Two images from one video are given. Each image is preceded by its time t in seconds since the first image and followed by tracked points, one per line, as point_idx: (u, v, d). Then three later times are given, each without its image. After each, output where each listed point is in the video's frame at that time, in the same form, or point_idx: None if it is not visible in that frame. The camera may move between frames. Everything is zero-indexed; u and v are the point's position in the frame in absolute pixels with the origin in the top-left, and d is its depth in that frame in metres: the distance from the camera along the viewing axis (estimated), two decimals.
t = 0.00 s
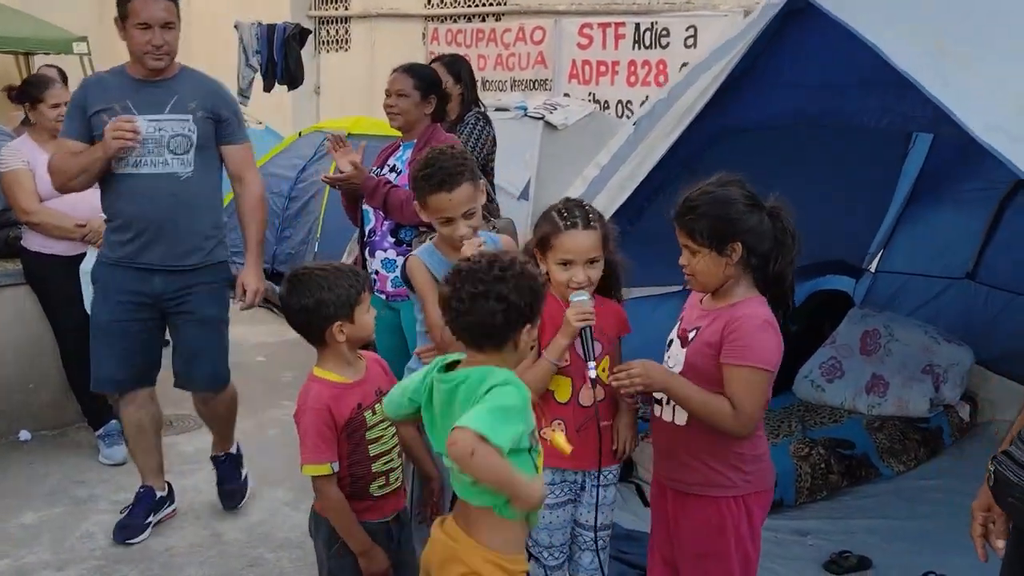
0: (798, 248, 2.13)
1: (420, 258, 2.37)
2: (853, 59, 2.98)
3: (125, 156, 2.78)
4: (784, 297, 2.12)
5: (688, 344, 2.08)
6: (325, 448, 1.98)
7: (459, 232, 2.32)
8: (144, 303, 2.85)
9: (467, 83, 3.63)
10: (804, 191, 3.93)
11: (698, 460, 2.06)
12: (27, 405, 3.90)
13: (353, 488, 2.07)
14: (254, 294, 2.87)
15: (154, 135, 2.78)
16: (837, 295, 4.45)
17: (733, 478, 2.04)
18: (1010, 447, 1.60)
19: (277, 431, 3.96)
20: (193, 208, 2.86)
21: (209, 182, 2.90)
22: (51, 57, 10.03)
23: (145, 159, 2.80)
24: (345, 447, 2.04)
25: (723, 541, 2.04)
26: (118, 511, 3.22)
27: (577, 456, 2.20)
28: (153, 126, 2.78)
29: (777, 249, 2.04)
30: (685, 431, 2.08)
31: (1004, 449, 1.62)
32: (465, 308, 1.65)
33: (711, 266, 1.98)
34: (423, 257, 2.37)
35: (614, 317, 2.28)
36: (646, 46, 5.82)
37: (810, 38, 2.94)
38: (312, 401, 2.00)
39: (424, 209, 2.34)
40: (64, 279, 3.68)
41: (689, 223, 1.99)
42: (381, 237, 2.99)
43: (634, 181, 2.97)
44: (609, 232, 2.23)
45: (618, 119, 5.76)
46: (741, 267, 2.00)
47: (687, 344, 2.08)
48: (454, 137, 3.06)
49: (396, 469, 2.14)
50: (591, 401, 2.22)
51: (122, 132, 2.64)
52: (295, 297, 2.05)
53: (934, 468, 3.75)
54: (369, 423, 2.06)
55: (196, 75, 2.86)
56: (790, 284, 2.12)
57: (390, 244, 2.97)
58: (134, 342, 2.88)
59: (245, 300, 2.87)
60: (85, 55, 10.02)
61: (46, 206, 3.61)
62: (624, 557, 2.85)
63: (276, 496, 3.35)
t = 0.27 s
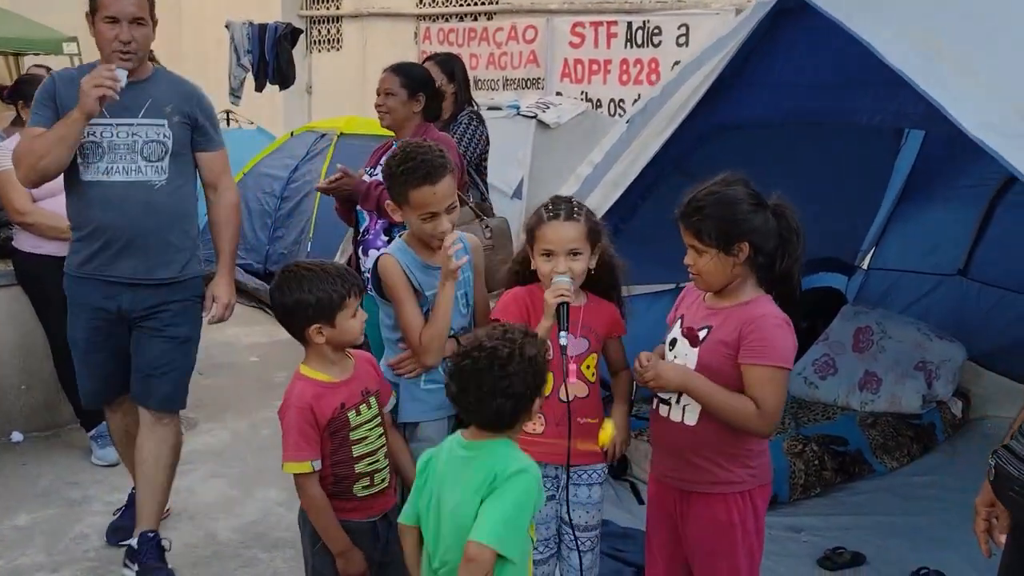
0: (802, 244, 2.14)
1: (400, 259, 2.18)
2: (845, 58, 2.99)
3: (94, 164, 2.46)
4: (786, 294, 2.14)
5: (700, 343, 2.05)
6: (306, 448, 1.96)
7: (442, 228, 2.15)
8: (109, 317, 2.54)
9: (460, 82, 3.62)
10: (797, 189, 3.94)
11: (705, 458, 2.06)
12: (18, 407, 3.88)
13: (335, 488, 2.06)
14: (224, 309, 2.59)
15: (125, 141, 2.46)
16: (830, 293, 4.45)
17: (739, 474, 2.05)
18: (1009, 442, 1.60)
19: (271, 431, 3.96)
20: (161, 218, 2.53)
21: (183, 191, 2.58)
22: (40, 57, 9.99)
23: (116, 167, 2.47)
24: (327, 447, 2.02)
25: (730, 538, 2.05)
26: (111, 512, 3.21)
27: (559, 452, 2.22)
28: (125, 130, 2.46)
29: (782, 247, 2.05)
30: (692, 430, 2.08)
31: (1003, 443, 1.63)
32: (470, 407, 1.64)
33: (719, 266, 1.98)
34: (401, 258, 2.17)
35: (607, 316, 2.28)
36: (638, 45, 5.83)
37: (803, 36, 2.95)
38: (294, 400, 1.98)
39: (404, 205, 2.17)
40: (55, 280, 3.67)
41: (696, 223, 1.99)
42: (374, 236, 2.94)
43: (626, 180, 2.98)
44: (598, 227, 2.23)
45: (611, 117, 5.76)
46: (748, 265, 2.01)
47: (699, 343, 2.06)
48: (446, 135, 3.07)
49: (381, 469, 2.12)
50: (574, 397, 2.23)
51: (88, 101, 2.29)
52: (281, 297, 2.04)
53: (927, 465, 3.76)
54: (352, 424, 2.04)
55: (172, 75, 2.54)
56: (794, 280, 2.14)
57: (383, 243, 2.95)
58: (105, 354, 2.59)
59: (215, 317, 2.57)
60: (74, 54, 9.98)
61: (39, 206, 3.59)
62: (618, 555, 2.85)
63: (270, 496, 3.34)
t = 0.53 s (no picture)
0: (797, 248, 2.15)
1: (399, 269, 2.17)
2: (841, 59, 2.99)
3: (74, 165, 2.33)
4: (781, 297, 2.15)
5: (698, 347, 2.05)
6: (292, 451, 1.96)
7: (436, 232, 2.15)
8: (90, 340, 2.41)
9: (457, 84, 3.62)
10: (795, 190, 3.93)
11: (703, 460, 2.06)
12: (14, 408, 3.87)
13: (323, 492, 2.06)
14: (214, 328, 2.45)
15: (108, 142, 2.33)
16: (826, 294, 4.47)
17: (737, 476, 2.06)
18: (1011, 446, 1.60)
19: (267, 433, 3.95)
20: (149, 231, 2.39)
21: (172, 200, 2.44)
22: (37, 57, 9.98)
23: (98, 168, 2.34)
24: (314, 451, 2.02)
25: (727, 540, 2.04)
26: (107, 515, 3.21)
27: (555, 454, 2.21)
28: (110, 130, 2.33)
29: (780, 251, 2.05)
30: (690, 432, 2.08)
31: (1005, 447, 1.63)
32: (428, 356, 1.57)
33: (720, 269, 1.98)
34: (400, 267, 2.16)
35: (605, 318, 2.28)
36: (635, 46, 5.83)
37: (800, 37, 2.95)
38: (280, 403, 1.97)
39: (398, 212, 2.16)
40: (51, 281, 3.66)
41: (697, 225, 1.99)
42: (370, 237, 2.95)
43: (622, 181, 2.99)
44: (596, 228, 2.23)
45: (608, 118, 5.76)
46: (747, 269, 2.01)
47: (697, 347, 2.05)
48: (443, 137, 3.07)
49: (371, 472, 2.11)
50: (567, 399, 2.22)
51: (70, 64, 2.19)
52: (271, 299, 2.04)
53: (923, 466, 3.75)
54: (340, 427, 2.04)
55: (163, 76, 2.41)
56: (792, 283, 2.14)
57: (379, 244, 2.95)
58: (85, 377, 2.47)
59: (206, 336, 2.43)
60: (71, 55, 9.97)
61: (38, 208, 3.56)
62: (615, 557, 2.85)
63: (267, 498, 3.34)
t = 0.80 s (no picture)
0: (796, 247, 2.14)
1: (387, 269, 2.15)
2: (840, 57, 2.98)
3: (60, 161, 2.22)
4: (780, 295, 2.14)
5: (694, 347, 2.05)
6: (292, 452, 1.95)
7: (433, 233, 2.14)
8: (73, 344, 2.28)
9: (454, 84, 3.62)
10: (794, 189, 3.93)
11: (699, 459, 2.06)
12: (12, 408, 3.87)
13: (322, 493, 2.06)
14: (214, 319, 2.29)
15: (94, 134, 2.23)
16: (827, 295, 4.46)
17: (733, 477, 2.05)
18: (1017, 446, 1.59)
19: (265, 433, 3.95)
20: (137, 226, 2.28)
21: (163, 194, 2.33)
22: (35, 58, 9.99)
23: (85, 163, 2.23)
24: (315, 452, 2.01)
25: (724, 540, 2.04)
26: (104, 515, 3.20)
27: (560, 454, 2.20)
28: (96, 122, 2.23)
29: (778, 250, 2.05)
30: (687, 432, 2.08)
31: (1010, 449, 1.62)
32: (421, 372, 1.66)
33: (716, 268, 1.98)
34: (391, 266, 2.15)
35: (605, 317, 2.28)
36: (634, 45, 5.82)
37: (798, 36, 2.95)
38: (281, 403, 1.96)
39: (395, 210, 2.15)
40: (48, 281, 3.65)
41: (695, 223, 1.99)
42: (367, 236, 2.96)
43: (620, 180, 2.96)
44: (597, 228, 2.23)
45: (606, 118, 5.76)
46: (744, 269, 2.01)
47: (693, 346, 2.05)
48: (441, 137, 3.07)
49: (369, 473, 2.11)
50: (571, 398, 2.22)
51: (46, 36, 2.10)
52: (271, 299, 2.03)
53: (922, 466, 3.75)
54: (340, 427, 2.04)
55: (149, 66, 2.31)
56: (789, 283, 2.13)
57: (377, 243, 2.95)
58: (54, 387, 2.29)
59: (203, 331, 2.28)
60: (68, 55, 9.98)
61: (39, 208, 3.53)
62: (613, 557, 2.85)
63: (265, 498, 3.33)
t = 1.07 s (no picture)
0: (795, 250, 2.14)
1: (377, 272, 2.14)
2: (839, 56, 2.98)
3: (36, 163, 2.12)
4: (780, 297, 2.14)
5: (688, 348, 2.05)
6: (291, 454, 1.95)
7: (428, 236, 2.14)
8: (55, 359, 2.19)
9: (452, 85, 3.62)
10: (793, 189, 3.92)
11: (694, 461, 2.06)
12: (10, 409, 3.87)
13: (321, 495, 2.05)
14: (205, 330, 2.28)
15: (70, 134, 2.12)
16: (825, 295, 4.46)
17: (727, 479, 2.04)
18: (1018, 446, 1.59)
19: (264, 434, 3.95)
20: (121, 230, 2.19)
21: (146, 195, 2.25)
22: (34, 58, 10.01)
23: (63, 165, 2.13)
24: (313, 454, 2.01)
25: (718, 541, 2.04)
26: (103, 515, 3.19)
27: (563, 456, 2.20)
28: (72, 121, 2.13)
29: (777, 253, 2.04)
30: (682, 434, 2.08)
31: (1011, 448, 1.62)
32: (445, 389, 1.56)
33: (712, 270, 1.98)
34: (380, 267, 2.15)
35: (607, 319, 2.28)
36: (633, 45, 5.82)
37: (797, 35, 2.94)
38: (280, 405, 1.96)
39: (390, 211, 2.14)
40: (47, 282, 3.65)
41: (693, 225, 1.98)
42: (366, 237, 2.97)
43: (618, 180, 2.96)
44: (599, 231, 2.23)
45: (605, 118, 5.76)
46: (741, 271, 2.00)
47: (688, 348, 2.05)
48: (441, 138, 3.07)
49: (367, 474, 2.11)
50: (576, 401, 2.21)
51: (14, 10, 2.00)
52: (269, 301, 2.03)
53: (920, 466, 3.75)
54: (339, 428, 2.04)
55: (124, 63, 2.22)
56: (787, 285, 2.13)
57: (376, 243, 2.94)
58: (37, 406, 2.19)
59: (194, 342, 2.26)
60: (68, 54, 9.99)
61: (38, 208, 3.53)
62: (612, 557, 2.84)
63: (264, 499, 3.33)
